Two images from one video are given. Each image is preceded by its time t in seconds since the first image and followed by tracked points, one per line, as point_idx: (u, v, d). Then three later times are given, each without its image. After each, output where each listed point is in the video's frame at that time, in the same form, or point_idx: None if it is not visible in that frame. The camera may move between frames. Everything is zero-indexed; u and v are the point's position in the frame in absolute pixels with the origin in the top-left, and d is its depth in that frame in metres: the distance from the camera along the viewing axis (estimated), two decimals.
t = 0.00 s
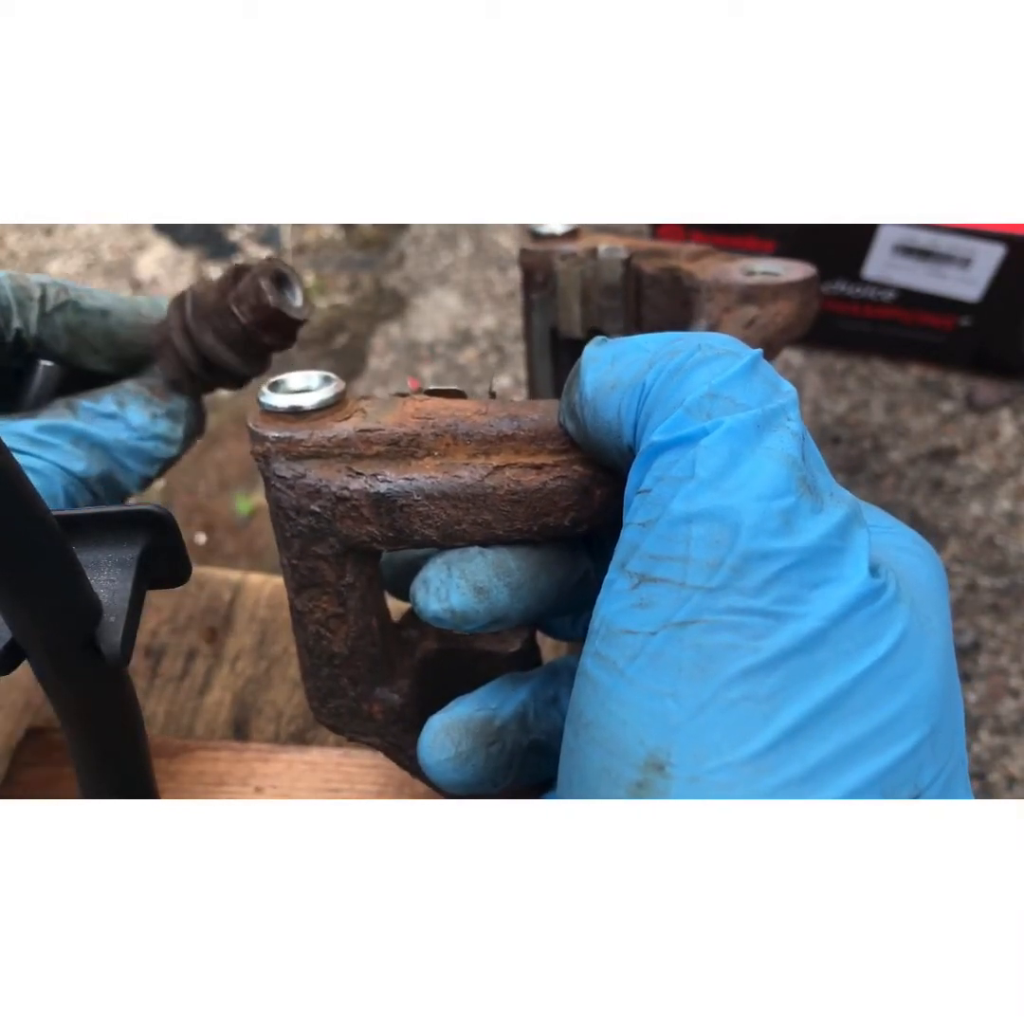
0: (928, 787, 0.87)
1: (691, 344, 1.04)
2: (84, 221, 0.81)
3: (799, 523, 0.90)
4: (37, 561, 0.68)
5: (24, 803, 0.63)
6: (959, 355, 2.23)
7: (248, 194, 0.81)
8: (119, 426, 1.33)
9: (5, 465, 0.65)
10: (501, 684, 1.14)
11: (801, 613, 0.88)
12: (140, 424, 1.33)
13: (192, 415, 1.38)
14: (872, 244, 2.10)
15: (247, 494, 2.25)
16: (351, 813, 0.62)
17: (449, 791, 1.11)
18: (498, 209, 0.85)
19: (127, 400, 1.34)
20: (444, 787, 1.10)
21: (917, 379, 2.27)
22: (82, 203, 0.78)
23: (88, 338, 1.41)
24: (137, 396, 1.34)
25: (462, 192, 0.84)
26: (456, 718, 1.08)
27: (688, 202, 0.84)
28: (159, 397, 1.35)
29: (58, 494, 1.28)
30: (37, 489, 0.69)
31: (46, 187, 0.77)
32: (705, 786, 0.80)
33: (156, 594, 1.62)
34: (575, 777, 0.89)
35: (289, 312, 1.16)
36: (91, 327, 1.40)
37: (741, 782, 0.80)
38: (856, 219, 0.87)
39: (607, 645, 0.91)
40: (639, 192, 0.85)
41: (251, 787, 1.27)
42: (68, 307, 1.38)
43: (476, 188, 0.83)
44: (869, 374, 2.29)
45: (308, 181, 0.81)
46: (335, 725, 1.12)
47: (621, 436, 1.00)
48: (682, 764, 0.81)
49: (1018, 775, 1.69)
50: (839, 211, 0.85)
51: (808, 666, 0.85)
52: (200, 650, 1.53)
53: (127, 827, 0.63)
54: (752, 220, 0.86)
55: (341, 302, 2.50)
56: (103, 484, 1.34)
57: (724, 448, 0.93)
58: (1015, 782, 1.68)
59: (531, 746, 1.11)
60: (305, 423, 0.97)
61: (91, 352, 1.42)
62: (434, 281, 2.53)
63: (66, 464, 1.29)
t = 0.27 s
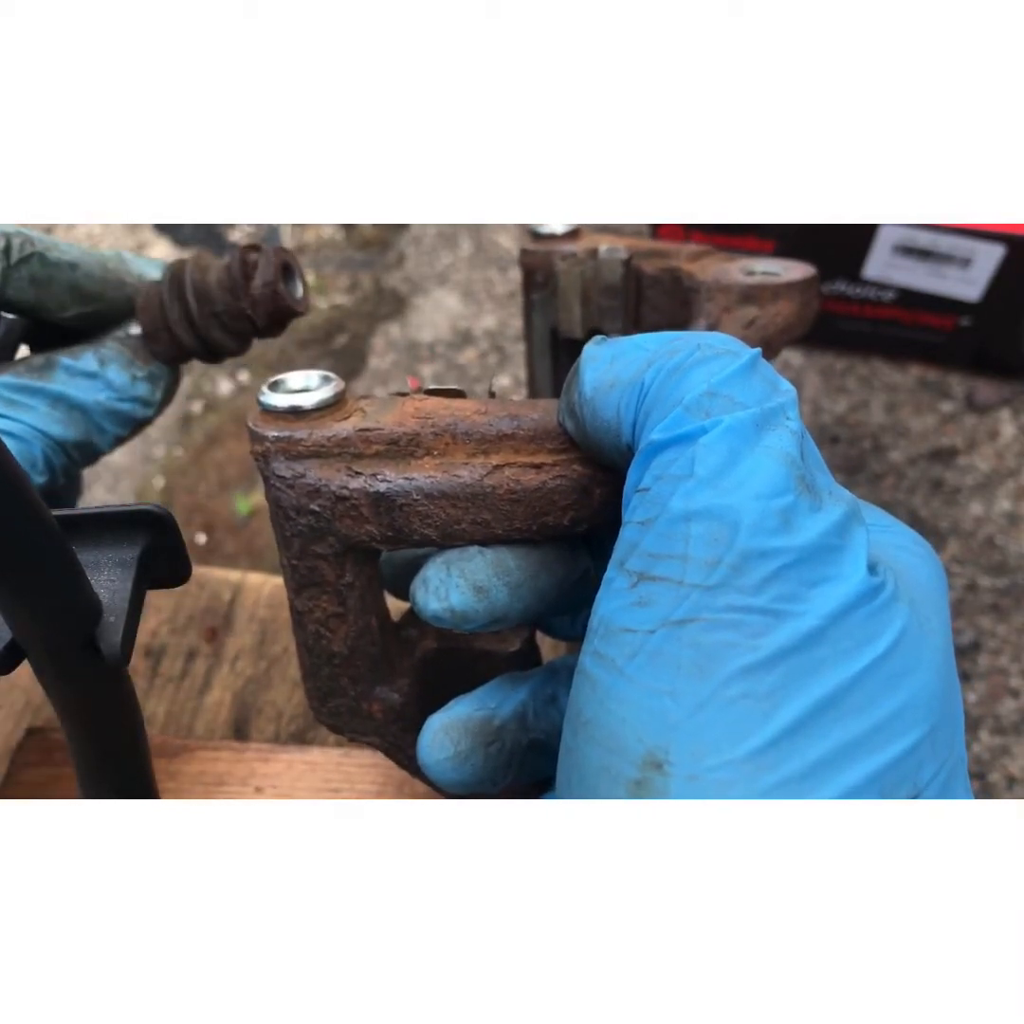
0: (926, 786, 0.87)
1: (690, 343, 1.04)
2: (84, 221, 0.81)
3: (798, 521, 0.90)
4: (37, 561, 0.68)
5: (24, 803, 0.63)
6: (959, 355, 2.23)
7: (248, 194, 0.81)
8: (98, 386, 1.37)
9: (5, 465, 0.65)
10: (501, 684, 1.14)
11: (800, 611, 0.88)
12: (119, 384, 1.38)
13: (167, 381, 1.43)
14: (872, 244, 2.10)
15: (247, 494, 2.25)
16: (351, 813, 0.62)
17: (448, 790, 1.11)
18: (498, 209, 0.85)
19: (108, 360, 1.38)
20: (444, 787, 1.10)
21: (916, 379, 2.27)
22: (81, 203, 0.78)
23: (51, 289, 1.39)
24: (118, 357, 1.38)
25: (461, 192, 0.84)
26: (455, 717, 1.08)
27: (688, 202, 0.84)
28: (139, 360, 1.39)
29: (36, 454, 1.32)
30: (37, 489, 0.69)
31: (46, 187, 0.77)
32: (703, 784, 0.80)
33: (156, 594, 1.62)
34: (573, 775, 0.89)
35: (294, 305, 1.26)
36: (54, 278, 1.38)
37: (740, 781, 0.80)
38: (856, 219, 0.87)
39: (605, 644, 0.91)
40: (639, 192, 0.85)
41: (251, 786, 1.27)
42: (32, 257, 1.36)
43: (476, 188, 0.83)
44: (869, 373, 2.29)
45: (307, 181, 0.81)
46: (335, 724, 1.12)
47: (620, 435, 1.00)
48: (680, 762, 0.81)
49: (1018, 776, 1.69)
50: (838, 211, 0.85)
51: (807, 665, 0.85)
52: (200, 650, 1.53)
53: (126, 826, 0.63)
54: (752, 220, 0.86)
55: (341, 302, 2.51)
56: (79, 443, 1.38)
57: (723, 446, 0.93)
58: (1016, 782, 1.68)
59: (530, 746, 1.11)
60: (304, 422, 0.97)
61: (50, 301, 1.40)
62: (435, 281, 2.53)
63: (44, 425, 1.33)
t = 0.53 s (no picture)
0: (926, 789, 0.86)
1: (690, 345, 1.04)
2: (83, 222, 0.81)
3: (798, 524, 0.90)
4: (36, 562, 0.68)
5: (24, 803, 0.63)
6: (959, 355, 2.23)
7: (248, 194, 0.81)
8: (95, 408, 1.38)
9: (5, 466, 0.65)
10: (500, 686, 1.14)
11: (800, 615, 0.88)
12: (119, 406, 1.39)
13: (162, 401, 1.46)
14: (872, 244, 2.10)
15: (247, 494, 2.25)
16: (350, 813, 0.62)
17: (447, 792, 1.11)
18: (497, 209, 0.85)
19: (107, 381, 1.39)
20: (443, 788, 1.10)
21: (916, 379, 2.27)
22: (81, 204, 0.78)
23: (42, 306, 1.37)
24: (117, 378, 1.39)
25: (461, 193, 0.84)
26: (454, 719, 1.08)
27: (687, 203, 0.84)
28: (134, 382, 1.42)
29: (35, 478, 1.31)
30: (37, 489, 0.69)
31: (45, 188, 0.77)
32: (701, 788, 0.80)
33: (156, 594, 1.62)
34: (572, 777, 0.89)
35: (292, 345, 1.35)
36: (47, 295, 1.36)
37: (738, 785, 0.80)
38: (855, 219, 0.87)
39: (605, 647, 0.91)
40: (638, 193, 0.85)
41: (251, 786, 1.27)
42: (24, 274, 1.34)
43: (476, 189, 0.84)
44: (869, 374, 2.29)
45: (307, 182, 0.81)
46: (334, 725, 1.12)
47: (620, 437, 1.00)
48: (678, 765, 0.81)
49: (1018, 776, 1.68)
50: (838, 212, 0.85)
51: (807, 668, 0.85)
52: (200, 650, 1.53)
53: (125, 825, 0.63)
54: (752, 220, 0.86)
55: (342, 302, 2.51)
56: (74, 465, 1.37)
57: (723, 449, 0.93)
58: (1016, 783, 1.68)
59: (529, 747, 1.12)
60: (304, 423, 0.97)
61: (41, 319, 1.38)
62: (435, 281, 2.53)
63: (43, 447, 1.32)
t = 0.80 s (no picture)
0: (928, 791, 0.87)
1: (691, 347, 1.04)
2: (83, 222, 0.81)
3: (800, 526, 0.90)
4: (36, 561, 0.68)
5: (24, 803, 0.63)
6: (959, 355, 2.23)
7: (248, 194, 0.81)
8: (73, 403, 1.38)
9: (5, 465, 0.65)
10: (501, 687, 1.14)
11: (802, 617, 0.88)
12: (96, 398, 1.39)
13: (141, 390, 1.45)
14: (872, 244, 2.10)
15: (247, 494, 2.25)
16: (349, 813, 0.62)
17: (448, 793, 1.11)
18: (497, 209, 0.85)
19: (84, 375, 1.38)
20: (444, 789, 1.10)
21: (916, 379, 2.27)
22: (80, 204, 0.78)
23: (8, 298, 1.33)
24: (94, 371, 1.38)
25: (461, 193, 0.84)
26: (455, 720, 1.08)
27: (687, 203, 0.84)
28: (113, 375, 1.40)
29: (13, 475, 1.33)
30: (37, 489, 0.69)
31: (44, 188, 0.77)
32: (704, 790, 0.80)
33: (156, 594, 1.62)
34: (574, 779, 0.89)
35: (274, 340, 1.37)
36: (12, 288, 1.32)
37: (741, 787, 0.80)
38: (855, 220, 0.87)
39: (607, 649, 0.91)
40: (638, 194, 0.85)
41: (252, 787, 1.27)
42: None
43: (476, 189, 0.84)
44: (869, 374, 2.29)
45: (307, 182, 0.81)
46: (335, 726, 1.12)
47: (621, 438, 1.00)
48: (682, 767, 0.81)
49: (1018, 776, 1.68)
50: (838, 212, 0.85)
51: (810, 670, 0.85)
52: (200, 651, 1.53)
53: (125, 825, 0.63)
54: (752, 220, 0.86)
55: (342, 302, 2.51)
56: (51, 460, 1.39)
57: (725, 450, 0.93)
58: (1016, 783, 1.68)
59: (530, 748, 1.11)
60: (304, 425, 0.97)
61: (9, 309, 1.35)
62: (435, 281, 2.53)
63: (21, 446, 1.33)
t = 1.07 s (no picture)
0: (925, 790, 0.87)
1: (689, 346, 1.04)
2: (83, 222, 0.81)
3: (797, 525, 0.90)
4: (36, 561, 0.68)
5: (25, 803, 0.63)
6: (959, 355, 2.23)
7: (245, 193, 0.81)
8: (62, 385, 1.38)
9: (5, 465, 0.65)
10: (500, 686, 1.14)
11: (798, 616, 0.88)
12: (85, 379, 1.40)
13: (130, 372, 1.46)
14: (871, 244, 2.10)
15: (247, 494, 2.25)
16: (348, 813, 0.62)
17: (448, 793, 1.11)
18: (496, 209, 0.85)
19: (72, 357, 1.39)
20: (443, 789, 1.10)
21: (916, 379, 2.27)
22: (80, 204, 0.78)
23: None
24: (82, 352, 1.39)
25: (460, 193, 0.84)
26: (454, 720, 1.08)
27: (687, 202, 0.84)
28: (100, 359, 1.40)
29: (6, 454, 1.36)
30: (37, 489, 0.69)
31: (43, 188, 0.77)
32: (700, 789, 0.80)
33: (156, 594, 1.62)
34: (571, 779, 0.89)
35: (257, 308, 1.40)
36: None
37: (737, 787, 0.80)
38: (855, 219, 0.87)
39: (604, 648, 0.91)
40: (638, 193, 0.85)
41: (251, 786, 1.27)
42: None
43: (475, 188, 0.84)
44: (869, 374, 2.29)
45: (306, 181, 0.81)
46: (334, 726, 1.12)
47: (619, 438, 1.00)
48: (678, 766, 0.81)
49: (1018, 776, 1.68)
50: (837, 212, 0.85)
51: (806, 669, 0.85)
52: (200, 651, 1.53)
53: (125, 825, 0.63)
54: (751, 220, 0.86)
55: (342, 301, 2.51)
56: (42, 444, 1.41)
57: (721, 449, 0.93)
58: (1016, 783, 1.68)
59: (529, 747, 1.11)
60: (303, 424, 0.97)
61: None
62: (435, 281, 2.53)
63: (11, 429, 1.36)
